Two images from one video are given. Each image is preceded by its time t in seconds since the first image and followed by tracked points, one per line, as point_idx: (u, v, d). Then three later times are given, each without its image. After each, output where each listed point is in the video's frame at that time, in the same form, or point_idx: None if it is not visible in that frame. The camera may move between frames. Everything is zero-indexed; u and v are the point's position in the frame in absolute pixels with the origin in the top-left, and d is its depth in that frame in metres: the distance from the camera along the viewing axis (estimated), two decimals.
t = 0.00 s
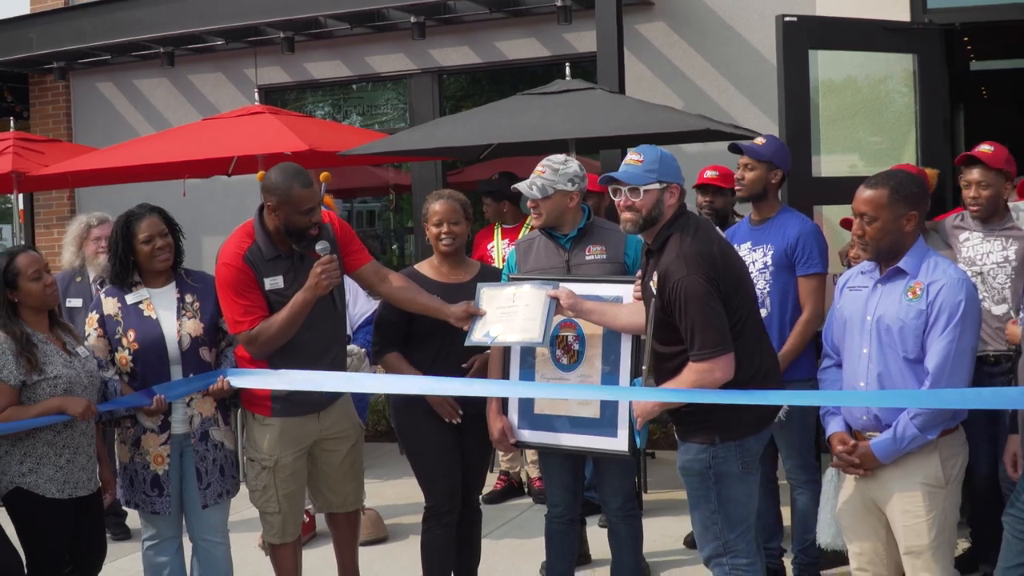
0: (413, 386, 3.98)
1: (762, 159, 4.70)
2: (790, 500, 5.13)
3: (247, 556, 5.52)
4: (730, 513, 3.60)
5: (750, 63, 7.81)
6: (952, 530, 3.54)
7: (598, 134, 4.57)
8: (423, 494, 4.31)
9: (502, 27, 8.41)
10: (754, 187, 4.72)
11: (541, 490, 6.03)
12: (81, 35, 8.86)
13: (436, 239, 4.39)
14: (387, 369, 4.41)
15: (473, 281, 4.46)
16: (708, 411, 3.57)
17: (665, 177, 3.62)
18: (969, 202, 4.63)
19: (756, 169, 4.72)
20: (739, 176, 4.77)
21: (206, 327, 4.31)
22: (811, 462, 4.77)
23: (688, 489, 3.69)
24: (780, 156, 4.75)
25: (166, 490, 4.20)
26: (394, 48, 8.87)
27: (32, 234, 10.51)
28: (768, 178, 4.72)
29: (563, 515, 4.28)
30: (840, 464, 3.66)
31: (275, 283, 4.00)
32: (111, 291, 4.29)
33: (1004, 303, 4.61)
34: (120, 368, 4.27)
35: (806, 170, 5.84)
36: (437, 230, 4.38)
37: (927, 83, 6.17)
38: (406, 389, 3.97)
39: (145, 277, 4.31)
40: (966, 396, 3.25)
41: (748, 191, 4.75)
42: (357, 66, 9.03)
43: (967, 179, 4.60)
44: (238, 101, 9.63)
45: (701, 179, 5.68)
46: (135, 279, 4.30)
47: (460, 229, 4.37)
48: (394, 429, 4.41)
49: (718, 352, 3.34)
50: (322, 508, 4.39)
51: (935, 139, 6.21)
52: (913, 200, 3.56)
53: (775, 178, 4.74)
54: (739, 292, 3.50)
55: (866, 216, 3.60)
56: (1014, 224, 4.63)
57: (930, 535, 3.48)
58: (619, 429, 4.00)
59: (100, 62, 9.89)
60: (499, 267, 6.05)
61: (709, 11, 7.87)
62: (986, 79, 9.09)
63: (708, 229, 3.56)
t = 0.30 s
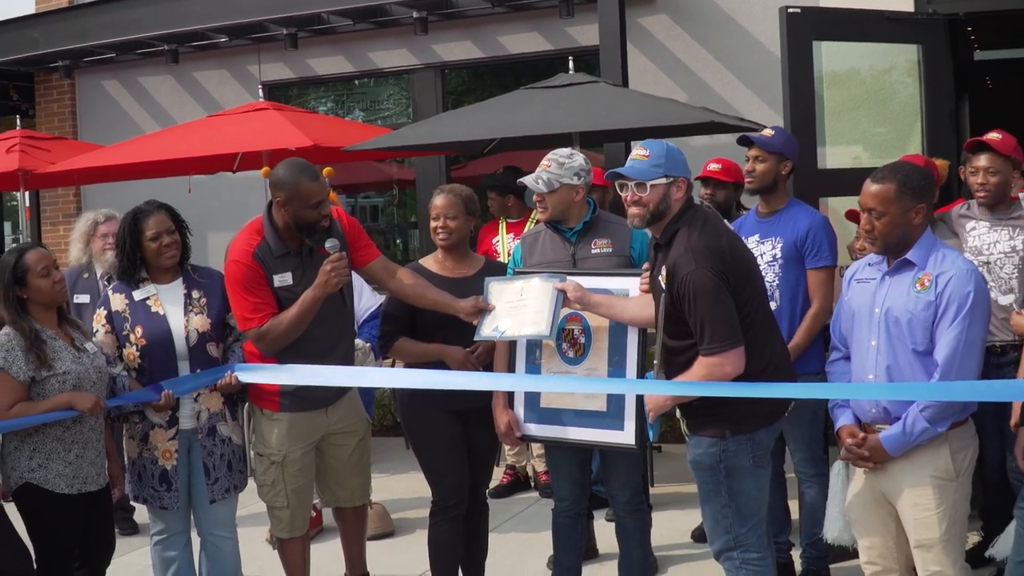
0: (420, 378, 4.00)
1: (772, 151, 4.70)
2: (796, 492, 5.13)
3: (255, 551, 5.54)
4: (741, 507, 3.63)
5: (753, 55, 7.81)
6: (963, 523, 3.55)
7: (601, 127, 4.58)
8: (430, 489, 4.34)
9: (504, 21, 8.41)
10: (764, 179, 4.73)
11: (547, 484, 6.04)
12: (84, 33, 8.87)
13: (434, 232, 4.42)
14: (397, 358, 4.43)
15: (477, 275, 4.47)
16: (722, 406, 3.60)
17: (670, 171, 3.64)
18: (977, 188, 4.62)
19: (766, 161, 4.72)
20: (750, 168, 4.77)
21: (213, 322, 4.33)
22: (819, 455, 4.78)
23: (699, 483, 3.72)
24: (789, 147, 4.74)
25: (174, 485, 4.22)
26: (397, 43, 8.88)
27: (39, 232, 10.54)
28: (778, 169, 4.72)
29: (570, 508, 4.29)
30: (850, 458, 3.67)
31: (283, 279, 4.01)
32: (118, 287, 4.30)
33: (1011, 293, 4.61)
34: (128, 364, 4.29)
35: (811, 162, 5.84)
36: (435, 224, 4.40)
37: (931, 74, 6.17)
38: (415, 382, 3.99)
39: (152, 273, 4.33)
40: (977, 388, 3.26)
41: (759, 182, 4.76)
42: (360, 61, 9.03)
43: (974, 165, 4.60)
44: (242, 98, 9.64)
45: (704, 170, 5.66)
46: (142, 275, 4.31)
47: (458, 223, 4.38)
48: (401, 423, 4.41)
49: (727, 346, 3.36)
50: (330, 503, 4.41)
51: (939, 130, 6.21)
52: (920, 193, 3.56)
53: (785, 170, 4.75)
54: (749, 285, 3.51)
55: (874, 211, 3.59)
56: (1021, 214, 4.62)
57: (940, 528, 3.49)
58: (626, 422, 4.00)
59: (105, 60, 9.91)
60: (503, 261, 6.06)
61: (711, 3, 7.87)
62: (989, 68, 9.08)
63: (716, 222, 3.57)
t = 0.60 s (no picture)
0: (445, 389, 3.97)
1: (806, 166, 4.73)
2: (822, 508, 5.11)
3: (279, 559, 5.54)
4: (768, 522, 3.63)
5: (782, 69, 7.81)
6: (989, 539, 3.55)
7: (634, 139, 4.58)
8: (455, 499, 4.35)
9: (533, 32, 8.43)
10: (798, 194, 4.74)
11: (572, 495, 6.03)
12: (115, 39, 8.92)
13: (460, 242, 4.43)
14: (424, 367, 4.44)
15: (504, 286, 4.46)
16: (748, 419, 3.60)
17: (702, 185, 3.62)
18: (1010, 205, 4.62)
19: (801, 176, 4.74)
20: (783, 183, 4.78)
21: (242, 330, 4.34)
22: (846, 472, 4.76)
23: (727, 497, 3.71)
24: (822, 163, 4.78)
25: (201, 491, 4.23)
26: (426, 53, 8.91)
27: (65, 236, 10.60)
28: (812, 184, 4.74)
29: (595, 521, 4.27)
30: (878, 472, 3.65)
31: (315, 288, 4.03)
32: (148, 294, 4.32)
33: None
34: (157, 370, 4.30)
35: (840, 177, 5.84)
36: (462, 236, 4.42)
37: (960, 91, 6.16)
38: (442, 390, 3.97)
39: (182, 280, 4.35)
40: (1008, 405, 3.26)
41: (792, 197, 4.76)
42: (388, 71, 9.06)
43: (1007, 181, 4.59)
44: (270, 106, 9.68)
45: (732, 183, 5.66)
46: (172, 282, 4.33)
47: (484, 234, 4.38)
48: (427, 433, 4.41)
49: (758, 360, 3.36)
50: (354, 511, 4.41)
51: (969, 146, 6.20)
52: (948, 214, 3.52)
53: (818, 185, 4.77)
54: (780, 298, 3.51)
55: (906, 245, 3.55)
56: None
57: (968, 545, 3.49)
58: (651, 433, 4.00)
59: (134, 66, 9.97)
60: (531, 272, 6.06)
61: (741, 16, 7.88)
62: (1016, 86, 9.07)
63: (748, 236, 3.57)
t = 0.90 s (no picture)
0: (435, 364, 3.99)
1: (794, 130, 4.73)
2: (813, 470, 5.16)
3: (276, 540, 5.56)
4: (760, 485, 3.66)
5: (764, 36, 7.81)
6: (979, 492, 3.58)
7: (618, 110, 4.58)
8: (450, 474, 4.35)
9: (514, 7, 8.40)
10: (786, 159, 4.75)
11: (566, 466, 6.07)
12: (94, 26, 8.84)
13: (448, 219, 4.42)
14: (415, 344, 4.44)
15: (491, 261, 4.46)
16: (738, 382, 3.63)
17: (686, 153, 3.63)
18: (989, 164, 4.66)
19: (788, 141, 4.75)
20: (771, 148, 4.79)
21: (230, 314, 4.34)
22: (837, 433, 4.82)
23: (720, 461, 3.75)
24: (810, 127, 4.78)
25: (195, 476, 4.23)
26: (407, 30, 8.86)
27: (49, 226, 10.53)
28: (800, 149, 4.75)
29: (589, 490, 4.31)
30: (866, 431, 3.68)
31: (304, 268, 4.03)
32: (134, 281, 4.31)
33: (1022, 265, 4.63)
34: (146, 357, 4.29)
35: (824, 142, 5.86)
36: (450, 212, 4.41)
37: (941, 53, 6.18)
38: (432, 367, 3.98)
39: (169, 266, 4.34)
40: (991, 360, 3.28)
41: (780, 162, 4.78)
42: (370, 50, 9.02)
43: (988, 141, 4.63)
44: (252, 89, 9.63)
45: (717, 151, 5.66)
46: (159, 268, 4.32)
47: (472, 210, 4.38)
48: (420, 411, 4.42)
49: (746, 324, 3.38)
50: (350, 490, 4.42)
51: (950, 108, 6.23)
52: (927, 178, 3.56)
53: (806, 149, 4.78)
54: (768, 263, 3.52)
55: (886, 208, 3.58)
56: None
57: (958, 498, 3.52)
58: (642, 400, 4.04)
59: (113, 53, 9.89)
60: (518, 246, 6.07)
61: None
62: (995, 46, 9.13)
63: (734, 202, 3.58)
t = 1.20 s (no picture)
0: (422, 346, 3.98)
1: (778, 114, 4.74)
2: (801, 452, 5.19)
3: (265, 525, 5.58)
4: (748, 467, 3.69)
5: (748, 19, 7.81)
6: (967, 475, 3.60)
7: (600, 94, 4.59)
8: (439, 458, 4.36)
9: None
10: (771, 142, 4.77)
11: (554, 450, 6.10)
12: (78, 14, 8.81)
13: (435, 204, 4.43)
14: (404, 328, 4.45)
15: (479, 244, 4.49)
16: (725, 365, 3.64)
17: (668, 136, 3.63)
18: (974, 146, 4.67)
19: (772, 124, 4.76)
20: (755, 132, 4.81)
21: (218, 299, 4.35)
22: (825, 416, 4.85)
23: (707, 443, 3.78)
24: (794, 110, 4.79)
25: (183, 462, 4.25)
26: (391, 15, 8.85)
27: (36, 214, 10.52)
28: (785, 132, 4.76)
29: (577, 473, 4.33)
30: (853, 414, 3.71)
31: (292, 248, 4.04)
32: (122, 267, 4.32)
33: (1007, 247, 4.66)
34: (134, 342, 4.31)
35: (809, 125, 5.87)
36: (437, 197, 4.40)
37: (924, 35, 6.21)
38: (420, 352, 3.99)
39: (155, 251, 4.34)
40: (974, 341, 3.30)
41: (765, 146, 4.79)
42: (353, 35, 9.00)
43: (972, 124, 4.64)
44: (236, 76, 9.61)
45: (703, 135, 5.66)
46: (146, 253, 4.32)
47: (459, 195, 4.38)
48: (408, 395, 4.43)
49: (730, 309, 3.39)
50: (345, 476, 4.43)
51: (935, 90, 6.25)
52: (915, 162, 3.59)
53: (790, 132, 4.79)
54: (751, 247, 3.54)
55: (870, 182, 3.60)
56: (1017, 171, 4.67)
57: (947, 481, 3.54)
58: (627, 385, 4.05)
59: (97, 40, 9.86)
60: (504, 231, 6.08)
61: None
62: (979, 29, 9.15)
63: (717, 186, 3.59)
